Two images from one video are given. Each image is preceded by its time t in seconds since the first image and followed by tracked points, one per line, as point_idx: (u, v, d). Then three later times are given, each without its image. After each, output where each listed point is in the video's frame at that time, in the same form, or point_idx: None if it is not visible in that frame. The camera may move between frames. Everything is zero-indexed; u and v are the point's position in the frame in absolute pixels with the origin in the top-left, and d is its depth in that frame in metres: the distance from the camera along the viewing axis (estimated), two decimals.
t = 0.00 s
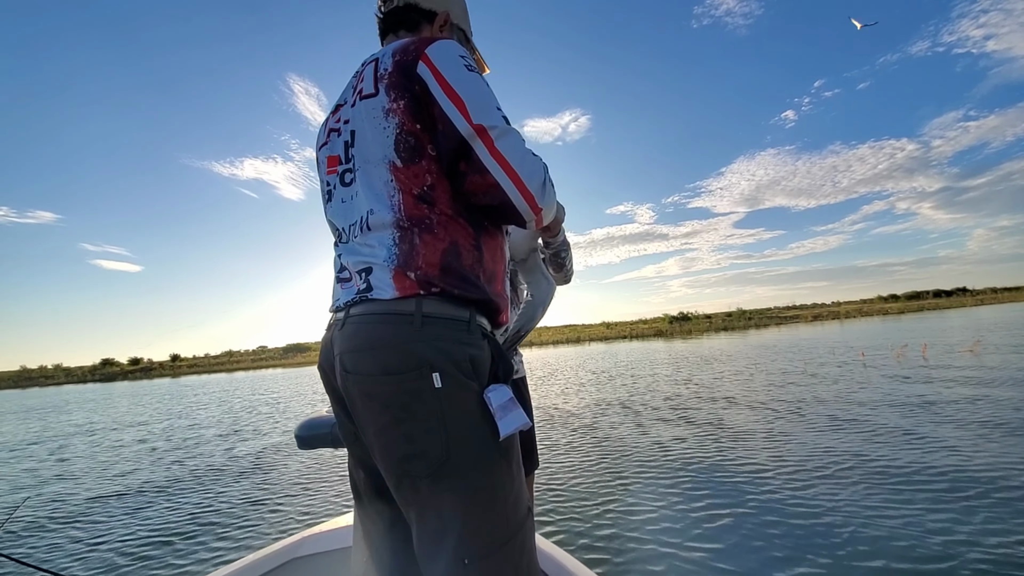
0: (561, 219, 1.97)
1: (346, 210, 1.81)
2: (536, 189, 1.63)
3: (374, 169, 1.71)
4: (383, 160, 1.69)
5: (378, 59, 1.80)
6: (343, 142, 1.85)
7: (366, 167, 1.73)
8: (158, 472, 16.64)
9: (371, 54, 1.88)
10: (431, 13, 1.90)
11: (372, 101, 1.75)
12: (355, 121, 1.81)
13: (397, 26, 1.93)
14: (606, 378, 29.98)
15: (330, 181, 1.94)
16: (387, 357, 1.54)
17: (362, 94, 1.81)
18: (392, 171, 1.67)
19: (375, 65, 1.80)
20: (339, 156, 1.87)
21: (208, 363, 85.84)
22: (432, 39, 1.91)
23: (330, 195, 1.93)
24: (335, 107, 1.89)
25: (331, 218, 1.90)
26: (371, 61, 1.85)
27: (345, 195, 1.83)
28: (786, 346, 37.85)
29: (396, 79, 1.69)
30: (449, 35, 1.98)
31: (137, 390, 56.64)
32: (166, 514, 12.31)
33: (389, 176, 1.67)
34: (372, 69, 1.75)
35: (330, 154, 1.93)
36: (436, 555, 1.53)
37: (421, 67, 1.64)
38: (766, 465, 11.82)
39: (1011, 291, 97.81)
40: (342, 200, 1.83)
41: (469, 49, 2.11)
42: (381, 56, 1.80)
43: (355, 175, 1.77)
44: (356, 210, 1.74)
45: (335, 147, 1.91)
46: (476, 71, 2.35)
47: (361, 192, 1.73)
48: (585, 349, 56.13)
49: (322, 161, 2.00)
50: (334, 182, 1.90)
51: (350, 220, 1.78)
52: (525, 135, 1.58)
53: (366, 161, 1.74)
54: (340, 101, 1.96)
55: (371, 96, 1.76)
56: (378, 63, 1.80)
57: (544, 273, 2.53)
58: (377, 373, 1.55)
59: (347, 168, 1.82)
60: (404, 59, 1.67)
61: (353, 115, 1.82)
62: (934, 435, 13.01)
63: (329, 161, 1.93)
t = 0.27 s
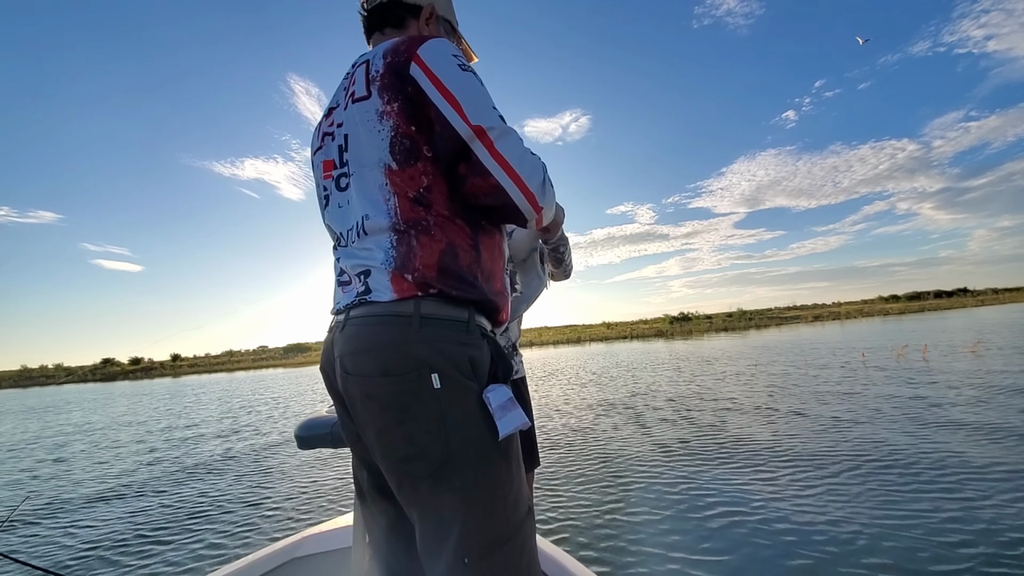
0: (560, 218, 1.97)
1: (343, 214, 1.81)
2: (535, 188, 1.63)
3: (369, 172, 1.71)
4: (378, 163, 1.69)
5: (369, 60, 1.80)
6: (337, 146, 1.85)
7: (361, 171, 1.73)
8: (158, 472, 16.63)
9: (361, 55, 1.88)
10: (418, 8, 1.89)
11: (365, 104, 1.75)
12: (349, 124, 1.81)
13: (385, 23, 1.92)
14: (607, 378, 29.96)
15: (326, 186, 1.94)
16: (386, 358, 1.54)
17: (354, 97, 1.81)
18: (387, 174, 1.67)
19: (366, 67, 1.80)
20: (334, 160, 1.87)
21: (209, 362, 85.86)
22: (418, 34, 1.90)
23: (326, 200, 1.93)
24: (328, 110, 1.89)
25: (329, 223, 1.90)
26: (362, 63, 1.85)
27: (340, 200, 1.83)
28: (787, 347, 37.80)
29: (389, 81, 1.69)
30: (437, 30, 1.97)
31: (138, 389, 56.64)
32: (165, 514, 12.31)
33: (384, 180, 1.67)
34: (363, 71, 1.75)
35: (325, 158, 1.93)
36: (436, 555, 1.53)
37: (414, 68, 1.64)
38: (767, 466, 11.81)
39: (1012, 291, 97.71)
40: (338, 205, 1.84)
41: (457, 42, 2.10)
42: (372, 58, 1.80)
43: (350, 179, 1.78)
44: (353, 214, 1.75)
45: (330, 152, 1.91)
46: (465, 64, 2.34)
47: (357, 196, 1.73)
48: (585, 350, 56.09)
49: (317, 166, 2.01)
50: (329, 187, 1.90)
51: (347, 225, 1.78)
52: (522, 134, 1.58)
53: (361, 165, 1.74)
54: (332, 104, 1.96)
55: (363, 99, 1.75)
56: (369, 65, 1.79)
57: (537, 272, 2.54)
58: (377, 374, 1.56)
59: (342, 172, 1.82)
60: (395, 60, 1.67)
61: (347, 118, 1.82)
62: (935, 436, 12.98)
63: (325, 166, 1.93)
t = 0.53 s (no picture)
0: (561, 215, 1.95)
1: (339, 220, 1.82)
2: (532, 186, 1.61)
3: (362, 177, 1.71)
4: (371, 167, 1.69)
5: (357, 63, 1.79)
6: (330, 151, 1.85)
7: (354, 176, 1.74)
8: (158, 470, 16.65)
9: (350, 58, 1.87)
10: (400, 5, 1.87)
11: (355, 108, 1.74)
12: (341, 129, 1.81)
13: (369, 23, 1.91)
14: (607, 379, 29.98)
15: (321, 192, 1.94)
16: (384, 359, 1.55)
17: (344, 102, 1.80)
18: (380, 178, 1.67)
19: (355, 71, 1.79)
20: (327, 167, 1.87)
21: (209, 360, 85.93)
22: (403, 33, 1.89)
23: (322, 205, 1.93)
24: (320, 116, 1.88)
25: (326, 228, 1.91)
26: (350, 66, 1.84)
27: (335, 205, 1.83)
28: (787, 349, 37.81)
29: (378, 84, 1.68)
30: (421, 25, 1.95)
31: (138, 387, 56.67)
32: (165, 512, 12.31)
33: (378, 184, 1.67)
34: (352, 75, 1.74)
35: (319, 164, 1.93)
36: (435, 553, 1.54)
37: (402, 70, 1.63)
38: (766, 468, 11.82)
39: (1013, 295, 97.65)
40: (334, 210, 1.84)
41: (442, 36, 2.08)
42: (360, 61, 1.79)
43: (344, 184, 1.77)
44: (348, 219, 1.75)
45: (323, 158, 1.91)
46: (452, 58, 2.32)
47: (352, 201, 1.73)
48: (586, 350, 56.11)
49: (312, 172, 2.01)
50: (324, 193, 1.90)
51: (343, 230, 1.78)
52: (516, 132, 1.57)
53: (354, 169, 1.74)
54: (324, 110, 1.96)
55: (354, 103, 1.75)
56: (358, 69, 1.79)
57: (546, 271, 2.53)
58: (375, 375, 1.56)
59: (336, 177, 1.82)
60: (383, 63, 1.66)
61: (338, 123, 1.82)
62: (935, 439, 12.99)
63: (319, 172, 1.93)
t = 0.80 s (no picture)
0: (554, 212, 1.94)
1: (329, 224, 1.82)
2: (521, 183, 1.61)
3: (351, 181, 1.72)
4: (360, 170, 1.69)
5: (343, 69, 1.80)
6: (319, 157, 1.86)
7: (343, 180, 1.74)
8: (158, 469, 16.68)
9: (336, 64, 1.88)
10: (384, 9, 1.87)
11: (342, 113, 1.75)
12: (329, 134, 1.81)
13: (354, 29, 1.91)
14: (607, 380, 30.02)
15: (312, 197, 1.95)
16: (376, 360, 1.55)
17: (331, 107, 1.81)
18: (369, 181, 1.67)
19: (341, 76, 1.80)
20: (318, 172, 1.87)
21: (210, 359, 85.96)
22: (388, 36, 1.89)
23: (314, 210, 1.94)
24: (308, 123, 1.89)
25: (318, 233, 1.92)
26: (336, 72, 1.84)
27: (326, 210, 1.84)
28: (788, 350, 37.84)
29: (363, 88, 1.68)
30: (406, 28, 1.95)
31: (139, 386, 56.75)
32: (165, 512, 12.33)
33: (367, 186, 1.68)
34: (337, 80, 1.75)
35: (310, 170, 1.93)
36: (430, 552, 1.55)
37: (387, 73, 1.63)
38: (765, 470, 11.84)
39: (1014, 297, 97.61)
40: (324, 215, 1.85)
41: (428, 38, 2.08)
42: (346, 66, 1.80)
43: (333, 189, 1.78)
44: (339, 223, 1.76)
45: (314, 163, 1.92)
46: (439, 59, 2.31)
47: (341, 205, 1.74)
48: (586, 351, 56.17)
49: (303, 178, 2.01)
50: (315, 198, 1.91)
51: (334, 235, 1.79)
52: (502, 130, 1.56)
53: (343, 173, 1.75)
54: (313, 116, 1.96)
55: (340, 108, 1.76)
56: (343, 74, 1.79)
57: (540, 271, 2.50)
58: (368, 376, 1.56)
59: (325, 182, 1.83)
60: (368, 67, 1.65)
61: (326, 128, 1.82)
62: (934, 441, 13.02)
63: (310, 178, 1.94)
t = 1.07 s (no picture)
0: (547, 212, 1.94)
1: (323, 228, 1.82)
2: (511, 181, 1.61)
3: (343, 183, 1.72)
4: (351, 173, 1.70)
5: (332, 73, 1.80)
6: (312, 161, 1.86)
7: (335, 183, 1.75)
8: (159, 470, 16.70)
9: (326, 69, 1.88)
10: (373, 13, 1.88)
11: (332, 116, 1.75)
12: (320, 138, 1.82)
13: (343, 34, 1.92)
14: (608, 380, 30.02)
15: (306, 202, 1.95)
16: (371, 362, 1.55)
17: (321, 111, 1.81)
18: (360, 183, 1.67)
19: (330, 80, 1.80)
20: (310, 176, 1.87)
21: (211, 361, 86.01)
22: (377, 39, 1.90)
23: (309, 214, 1.94)
24: (300, 127, 1.90)
25: (313, 236, 1.92)
26: (325, 76, 1.84)
27: (320, 214, 1.84)
28: (789, 349, 37.80)
29: (351, 91, 1.68)
30: (395, 32, 1.95)
31: (140, 388, 56.80)
32: (166, 513, 12.34)
33: (358, 188, 1.68)
34: (327, 84, 1.75)
35: (304, 175, 1.94)
36: (429, 553, 1.55)
37: (375, 75, 1.62)
38: (766, 469, 11.84)
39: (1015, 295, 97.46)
40: (318, 218, 1.85)
41: (418, 40, 2.08)
42: (335, 70, 1.80)
43: (325, 193, 1.78)
44: (332, 227, 1.76)
45: (307, 168, 1.92)
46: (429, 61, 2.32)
47: (334, 208, 1.74)
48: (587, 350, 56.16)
49: (297, 183, 2.02)
50: (309, 203, 1.91)
51: (328, 238, 1.79)
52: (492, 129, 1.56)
53: (335, 176, 1.75)
54: (305, 121, 1.96)
55: (330, 111, 1.76)
56: (333, 78, 1.79)
57: (532, 271, 2.54)
58: (363, 378, 1.56)
59: (318, 186, 1.83)
60: (355, 70, 1.65)
61: (317, 132, 1.83)
62: (935, 439, 13.00)
63: (304, 182, 1.95)
